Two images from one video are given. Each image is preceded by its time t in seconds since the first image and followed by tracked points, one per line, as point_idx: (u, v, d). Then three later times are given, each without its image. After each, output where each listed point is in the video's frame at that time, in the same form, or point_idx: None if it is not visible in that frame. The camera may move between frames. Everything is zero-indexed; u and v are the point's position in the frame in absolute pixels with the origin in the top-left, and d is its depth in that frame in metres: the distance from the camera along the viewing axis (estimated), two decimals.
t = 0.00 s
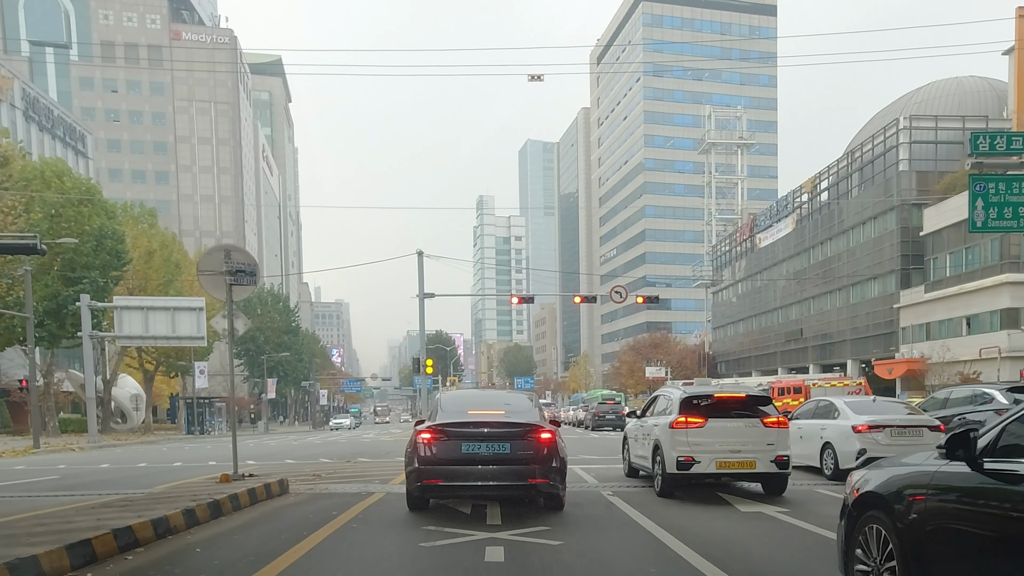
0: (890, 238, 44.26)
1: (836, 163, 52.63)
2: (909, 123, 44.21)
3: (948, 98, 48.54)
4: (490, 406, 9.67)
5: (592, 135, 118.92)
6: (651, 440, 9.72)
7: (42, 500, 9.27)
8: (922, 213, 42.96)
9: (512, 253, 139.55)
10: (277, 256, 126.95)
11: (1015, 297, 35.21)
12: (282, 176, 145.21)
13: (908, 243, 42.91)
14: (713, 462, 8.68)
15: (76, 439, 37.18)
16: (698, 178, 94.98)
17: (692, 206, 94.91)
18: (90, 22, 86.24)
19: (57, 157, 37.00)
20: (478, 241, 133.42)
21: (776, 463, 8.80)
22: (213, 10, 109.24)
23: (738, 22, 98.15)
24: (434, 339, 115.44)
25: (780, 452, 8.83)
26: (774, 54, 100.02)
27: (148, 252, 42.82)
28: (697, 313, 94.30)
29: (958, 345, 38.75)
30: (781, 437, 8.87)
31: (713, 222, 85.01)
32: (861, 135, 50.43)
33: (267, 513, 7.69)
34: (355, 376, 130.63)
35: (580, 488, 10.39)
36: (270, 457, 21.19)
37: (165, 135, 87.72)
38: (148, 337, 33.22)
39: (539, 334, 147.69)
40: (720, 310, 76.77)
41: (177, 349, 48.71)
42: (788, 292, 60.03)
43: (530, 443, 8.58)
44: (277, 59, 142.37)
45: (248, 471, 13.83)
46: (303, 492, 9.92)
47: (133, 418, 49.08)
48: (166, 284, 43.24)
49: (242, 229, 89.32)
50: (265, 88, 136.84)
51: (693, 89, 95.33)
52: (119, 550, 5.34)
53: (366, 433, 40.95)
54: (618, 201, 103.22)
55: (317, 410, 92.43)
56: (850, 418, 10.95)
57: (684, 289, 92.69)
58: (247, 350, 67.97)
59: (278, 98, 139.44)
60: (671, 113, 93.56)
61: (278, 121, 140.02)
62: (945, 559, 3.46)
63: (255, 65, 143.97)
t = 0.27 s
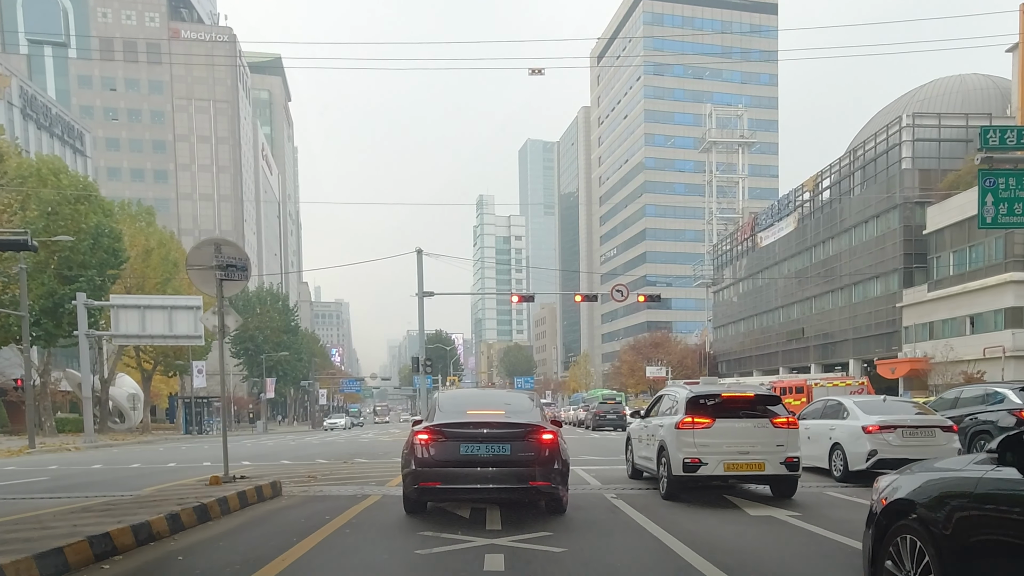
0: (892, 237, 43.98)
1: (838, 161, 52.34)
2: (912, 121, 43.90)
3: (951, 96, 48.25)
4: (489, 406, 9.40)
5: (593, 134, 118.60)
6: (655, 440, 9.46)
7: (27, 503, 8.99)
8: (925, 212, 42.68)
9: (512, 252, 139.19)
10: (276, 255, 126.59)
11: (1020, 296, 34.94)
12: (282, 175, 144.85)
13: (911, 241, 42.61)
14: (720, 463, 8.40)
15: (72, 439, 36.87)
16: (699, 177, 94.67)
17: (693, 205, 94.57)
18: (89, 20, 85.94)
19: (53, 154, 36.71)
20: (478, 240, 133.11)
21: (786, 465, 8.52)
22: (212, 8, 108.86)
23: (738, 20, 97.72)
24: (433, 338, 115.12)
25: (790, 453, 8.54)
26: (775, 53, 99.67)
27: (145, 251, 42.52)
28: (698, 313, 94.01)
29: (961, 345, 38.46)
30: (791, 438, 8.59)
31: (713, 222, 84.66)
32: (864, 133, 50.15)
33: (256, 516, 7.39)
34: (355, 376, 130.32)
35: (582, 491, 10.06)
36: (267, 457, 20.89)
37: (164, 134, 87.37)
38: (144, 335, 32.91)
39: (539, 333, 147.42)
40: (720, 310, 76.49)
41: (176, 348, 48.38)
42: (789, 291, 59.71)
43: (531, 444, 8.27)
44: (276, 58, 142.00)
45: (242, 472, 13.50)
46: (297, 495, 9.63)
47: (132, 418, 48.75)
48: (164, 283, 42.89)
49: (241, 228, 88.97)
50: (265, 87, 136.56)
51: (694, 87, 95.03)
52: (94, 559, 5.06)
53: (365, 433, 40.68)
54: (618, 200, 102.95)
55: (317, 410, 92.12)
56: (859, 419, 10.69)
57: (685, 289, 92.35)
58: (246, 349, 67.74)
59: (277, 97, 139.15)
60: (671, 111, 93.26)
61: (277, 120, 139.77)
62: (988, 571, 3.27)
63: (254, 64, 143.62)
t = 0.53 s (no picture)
0: (895, 236, 43.74)
1: (840, 160, 52.08)
2: (915, 119, 43.65)
3: (953, 95, 48.02)
4: (489, 406, 9.14)
5: (593, 134, 118.35)
6: (660, 442, 9.21)
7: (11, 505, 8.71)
8: (927, 210, 42.43)
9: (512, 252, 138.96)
10: (275, 255, 126.29)
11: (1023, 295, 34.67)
12: (282, 175, 144.55)
13: (914, 240, 42.36)
14: (728, 465, 8.15)
15: (68, 439, 36.57)
16: (699, 177, 94.43)
17: (694, 204, 94.30)
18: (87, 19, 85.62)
19: (50, 152, 36.45)
20: (478, 240, 132.87)
21: (795, 467, 8.25)
22: (211, 7, 108.57)
23: (739, 19, 97.38)
24: (433, 338, 114.85)
25: (800, 455, 8.27)
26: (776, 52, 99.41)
27: (143, 249, 42.24)
28: (698, 313, 93.79)
29: (964, 344, 38.21)
30: (801, 438, 8.33)
31: (714, 221, 84.39)
32: (865, 132, 49.90)
33: (246, 520, 7.12)
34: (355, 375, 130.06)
35: (585, 493, 9.80)
36: (264, 458, 20.61)
37: (163, 133, 87.06)
38: (141, 334, 32.62)
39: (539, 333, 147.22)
40: (721, 310, 76.23)
41: (174, 347, 48.10)
42: (790, 291, 59.46)
43: (532, 445, 8.00)
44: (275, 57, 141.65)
45: (237, 473, 13.24)
46: (291, 497, 9.35)
47: (130, 417, 48.45)
48: (161, 282, 42.55)
49: (241, 227, 88.67)
50: (264, 86, 136.31)
51: (694, 87, 94.88)
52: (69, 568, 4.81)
53: (364, 433, 40.45)
54: (618, 199, 102.71)
55: (316, 410, 91.85)
56: (868, 418, 10.46)
57: (685, 288, 92.03)
58: (246, 349, 67.55)
59: (277, 97, 138.91)
60: (672, 110, 93.02)
61: (277, 119, 139.55)
62: None
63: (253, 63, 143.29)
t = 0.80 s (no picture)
0: (896, 235, 43.52)
1: (841, 159, 51.83)
2: (917, 117, 43.45)
3: (956, 92, 47.78)
4: (488, 405, 8.92)
5: (593, 133, 118.08)
6: (664, 442, 9.00)
7: None
8: (929, 209, 42.20)
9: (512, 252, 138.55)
10: (275, 254, 126.07)
11: None
12: (281, 174, 144.11)
13: (916, 239, 42.14)
14: (735, 467, 7.93)
15: (65, 439, 36.30)
16: (700, 176, 94.26)
17: (694, 203, 94.09)
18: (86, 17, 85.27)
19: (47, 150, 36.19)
20: (478, 240, 132.64)
21: (804, 468, 8.03)
22: (210, 6, 108.19)
23: (739, 18, 96.98)
24: (433, 338, 114.64)
25: (808, 456, 8.06)
26: (776, 51, 99.08)
27: (141, 248, 41.97)
28: (699, 312, 93.58)
29: (967, 344, 38.02)
30: (809, 439, 8.11)
31: (714, 220, 84.15)
32: (867, 130, 49.69)
33: (235, 524, 6.91)
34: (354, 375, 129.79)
35: (587, 495, 9.57)
36: (262, 458, 20.40)
37: (162, 132, 86.77)
38: (138, 334, 32.33)
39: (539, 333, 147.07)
40: (721, 309, 76.00)
41: (172, 347, 47.81)
42: (791, 290, 59.20)
43: (533, 446, 7.77)
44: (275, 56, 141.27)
45: (231, 474, 13.00)
46: (285, 499, 9.12)
47: (128, 417, 48.14)
48: (160, 281, 42.28)
49: (240, 227, 88.39)
50: (264, 85, 136.12)
51: (694, 86, 94.68)
52: None
53: (363, 433, 40.22)
54: (619, 199, 102.55)
55: (316, 409, 91.63)
56: (876, 419, 10.27)
57: (686, 288, 91.77)
58: (245, 348, 67.32)
59: (276, 96, 138.65)
60: (672, 109, 92.79)
61: (276, 118, 139.35)
62: None
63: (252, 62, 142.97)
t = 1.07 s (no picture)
0: (898, 234, 43.33)
1: (842, 158, 51.63)
2: (918, 116, 43.28)
3: (958, 91, 47.62)
4: (488, 405, 8.75)
5: (593, 132, 117.92)
6: (668, 442, 8.83)
7: None
8: (931, 208, 42.02)
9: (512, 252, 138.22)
10: (274, 254, 125.89)
11: None
12: (281, 173, 143.87)
13: (917, 238, 41.96)
14: (740, 469, 7.76)
15: (64, 439, 36.12)
16: (700, 176, 94.16)
17: (695, 203, 93.95)
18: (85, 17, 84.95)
19: (44, 148, 35.98)
20: (478, 240, 132.45)
21: (811, 470, 7.86)
22: (210, 5, 107.98)
23: (740, 17, 96.67)
24: (433, 337, 114.48)
25: (815, 457, 7.89)
26: (776, 50, 98.87)
27: (139, 247, 41.79)
28: (700, 312, 93.44)
29: (969, 343, 37.84)
30: (816, 440, 7.95)
31: (715, 220, 84.03)
32: (868, 129, 49.53)
33: (226, 528, 6.74)
34: (354, 375, 129.67)
35: (589, 496, 9.40)
36: (259, 459, 20.20)
37: (161, 131, 86.60)
38: (136, 333, 32.13)
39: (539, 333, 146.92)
40: (721, 309, 75.90)
41: (171, 347, 47.57)
42: (792, 289, 58.99)
43: (533, 447, 7.60)
44: (274, 55, 141.08)
45: (226, 476, 12.83)
46: (279, 501, 8.95)
47: (127, 417, 47.90)
48: (158, 281, 42.15)
49: (239, 227, 88.19)
50: (263, 84, 135.93)
51: (694, 85, 94.50)
52: None
53: (363, 433, 40.06)
54: (618, 198, 102.46)
55: (315, 409, 91.49)
56: (883, 419, 10.09)
57: (686, 287, 91.60)
58: (243, 348, 67.05)
59: (276, 95, 138.48)
60: (672, 109, 92.65)
61: (276, 118, 139.26)
62: None
63: (251, 61, 142.76)
